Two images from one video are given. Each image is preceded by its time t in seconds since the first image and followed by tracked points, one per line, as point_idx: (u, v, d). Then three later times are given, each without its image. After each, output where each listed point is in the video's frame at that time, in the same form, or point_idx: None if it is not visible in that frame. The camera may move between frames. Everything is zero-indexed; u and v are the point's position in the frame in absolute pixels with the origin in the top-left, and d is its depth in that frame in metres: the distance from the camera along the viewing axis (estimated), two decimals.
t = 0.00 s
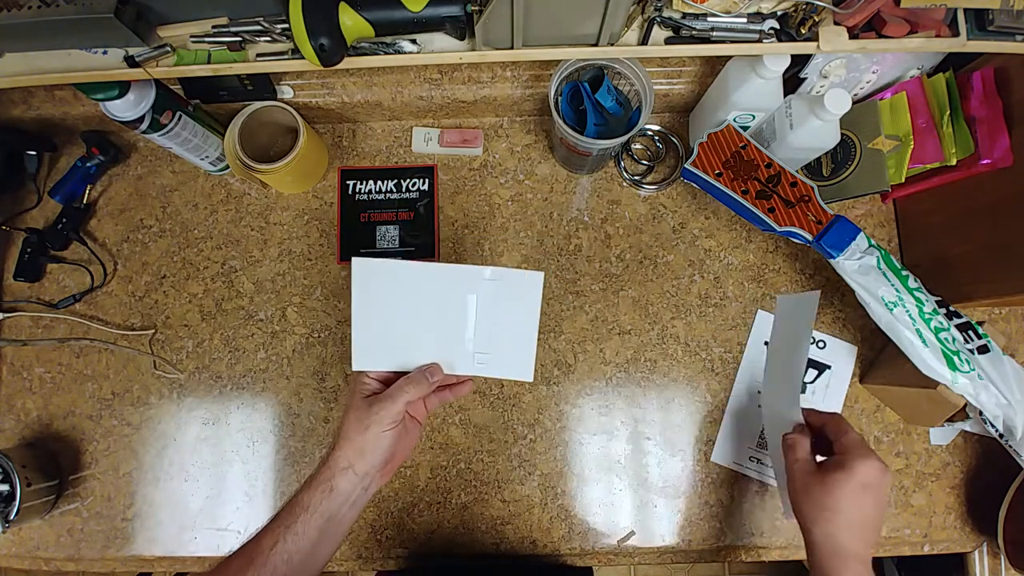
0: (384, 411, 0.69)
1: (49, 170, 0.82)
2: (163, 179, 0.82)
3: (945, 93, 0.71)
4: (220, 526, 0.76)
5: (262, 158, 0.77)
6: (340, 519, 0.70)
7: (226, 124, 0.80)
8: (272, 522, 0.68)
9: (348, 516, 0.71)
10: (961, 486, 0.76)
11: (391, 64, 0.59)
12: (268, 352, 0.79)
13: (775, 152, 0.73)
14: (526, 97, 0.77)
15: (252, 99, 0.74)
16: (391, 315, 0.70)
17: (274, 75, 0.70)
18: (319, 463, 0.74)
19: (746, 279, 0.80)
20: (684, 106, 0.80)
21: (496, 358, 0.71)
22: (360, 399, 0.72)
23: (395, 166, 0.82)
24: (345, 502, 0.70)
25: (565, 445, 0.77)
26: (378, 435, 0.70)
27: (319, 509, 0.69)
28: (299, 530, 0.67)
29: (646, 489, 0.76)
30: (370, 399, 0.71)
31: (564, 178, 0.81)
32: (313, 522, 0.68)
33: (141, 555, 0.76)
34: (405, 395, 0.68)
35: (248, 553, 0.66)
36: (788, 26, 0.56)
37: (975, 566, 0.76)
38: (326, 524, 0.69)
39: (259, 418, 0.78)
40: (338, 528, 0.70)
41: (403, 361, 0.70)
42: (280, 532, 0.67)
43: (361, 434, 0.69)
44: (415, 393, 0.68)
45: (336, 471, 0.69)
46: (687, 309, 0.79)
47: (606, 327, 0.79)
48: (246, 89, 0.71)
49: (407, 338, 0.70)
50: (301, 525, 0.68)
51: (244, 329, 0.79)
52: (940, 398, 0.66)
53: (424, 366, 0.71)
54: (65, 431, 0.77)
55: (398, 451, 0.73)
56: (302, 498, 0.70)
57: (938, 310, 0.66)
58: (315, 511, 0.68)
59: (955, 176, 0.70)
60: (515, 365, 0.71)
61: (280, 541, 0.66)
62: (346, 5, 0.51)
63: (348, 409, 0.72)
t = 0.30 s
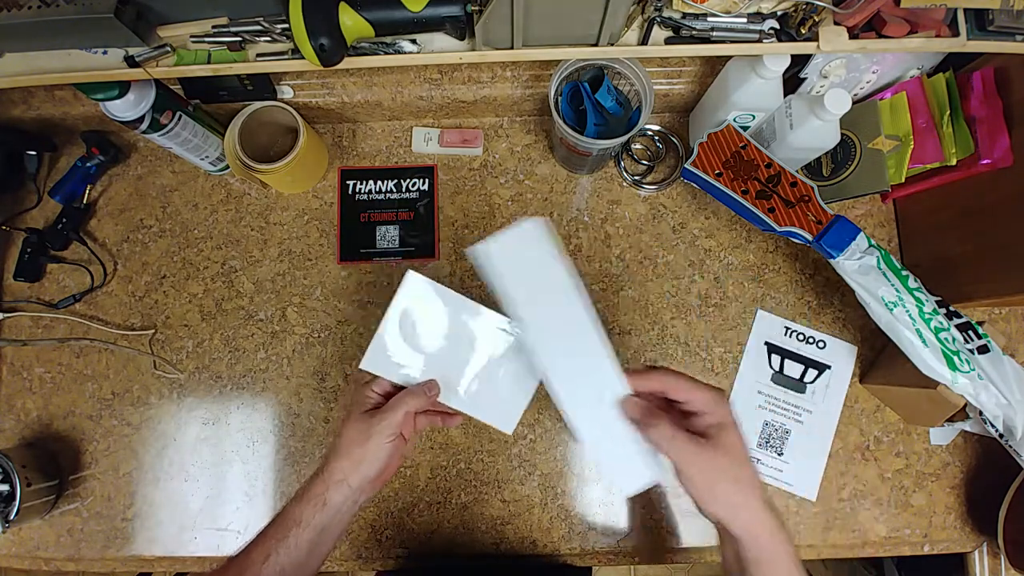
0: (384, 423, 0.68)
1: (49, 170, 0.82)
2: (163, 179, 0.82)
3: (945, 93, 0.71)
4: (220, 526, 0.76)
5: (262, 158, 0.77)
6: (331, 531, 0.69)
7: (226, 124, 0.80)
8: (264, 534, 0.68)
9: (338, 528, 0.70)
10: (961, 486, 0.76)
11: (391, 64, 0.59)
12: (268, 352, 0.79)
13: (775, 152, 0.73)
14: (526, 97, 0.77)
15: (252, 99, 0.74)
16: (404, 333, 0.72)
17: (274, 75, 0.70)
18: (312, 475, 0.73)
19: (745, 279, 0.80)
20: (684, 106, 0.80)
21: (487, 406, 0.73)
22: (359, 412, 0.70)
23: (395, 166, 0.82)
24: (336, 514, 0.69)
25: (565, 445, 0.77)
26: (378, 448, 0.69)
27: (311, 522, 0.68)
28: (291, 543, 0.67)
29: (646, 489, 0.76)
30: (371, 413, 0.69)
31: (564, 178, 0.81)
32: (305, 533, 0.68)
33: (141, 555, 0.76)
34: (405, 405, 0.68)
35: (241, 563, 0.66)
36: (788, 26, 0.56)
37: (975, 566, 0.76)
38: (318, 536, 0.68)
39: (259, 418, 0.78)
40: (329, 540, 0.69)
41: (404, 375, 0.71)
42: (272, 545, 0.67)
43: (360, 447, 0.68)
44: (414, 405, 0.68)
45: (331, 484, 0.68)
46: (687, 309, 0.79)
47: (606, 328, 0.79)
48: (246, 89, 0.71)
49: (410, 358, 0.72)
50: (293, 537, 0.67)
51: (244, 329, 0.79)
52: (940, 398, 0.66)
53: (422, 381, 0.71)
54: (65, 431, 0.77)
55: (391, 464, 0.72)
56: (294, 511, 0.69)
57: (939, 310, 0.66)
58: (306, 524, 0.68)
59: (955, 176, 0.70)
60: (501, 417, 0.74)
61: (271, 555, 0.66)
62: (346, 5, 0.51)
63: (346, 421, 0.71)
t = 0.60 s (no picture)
0: (388, 435, 0.67)
1: (49, 170, 0.82)
2: (163, 179, 0.82)
3: (945, 93, 0.71)
4: (220, 526, 0.76)
5: (262, 158, 0.77)
6: (333, 537, 0.70)
7: (226, 124, 0.80)
8: (265, 539, 0.69)
9: (341, 534, 0.70)
10: (961, 486, 0.76)
11: (391, 64, 0.59)
12: (268, 352, 0.79)
13: (775, 152, 0.73)
14: (526, 97, 0.77)
15: (251, 99, 0.74)
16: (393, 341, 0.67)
17: (274, 75, 0.70)
18: (316, 480, 0.73)
19: (745, 279, 0.80)
20: (684, 106, 0.80)
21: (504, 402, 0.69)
22: (365, 419, 0.70)
23: (395, 166, 0.82)
24: (338, 521, 0.69)
25: (565, 446, 0.76)
26: (382, 460, 0.69)
27: (313, 529, 0.68)
28: (293, 550, 0.67)
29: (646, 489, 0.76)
30: (376, 421, 0.69)
31: (564, 178, 0.81)
32: (306, 540, 0.68)
33: (141, 555, 0.76)
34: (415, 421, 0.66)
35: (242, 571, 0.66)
36: (788, 26, 0.56)
37: (975, 566, 0.76)
38: (320, 543, 0.69)
39: (259, 418, 0.78)
40: (333, 546, 0.70)
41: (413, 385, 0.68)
42: (273, 551, 0.68)
43: (364, 457, 0.68)
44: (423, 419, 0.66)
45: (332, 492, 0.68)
46: (687, 309, 0.79)
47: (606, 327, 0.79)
48: (246, 89, 0.71)
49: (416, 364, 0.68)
50: (295, 544, 0.68)
51: (244, 329, 0.79)
52: (940, 398, 0.66)
53: (429, 388, 0.68)
54: (65, 431, 0.77)
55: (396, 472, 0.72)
56: (295, 518, 0.70)
57: (939, 310, 0.66)
58: (308, 531, 0.68)
59: (955, 176, 0.70)
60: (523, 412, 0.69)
61: (272, 561, 0.67)
62: (346, 5, 0.51)
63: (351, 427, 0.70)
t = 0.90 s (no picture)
0: (380, 435, 0.68)
1: (49, 170, 0.82)
2: (163, 179, 0.82)
3: (946, 93, 0.71)
4: (220, 526, 0.76)
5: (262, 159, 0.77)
6: (331, 536, 0.70)
7: (226, 124, 0.80)
8: (263, 538, 0.69)
9: (340, 533, 0.71)
10: (961, 486, 0.76)
11: (391, 64, 0.59)
12: (268, 352, 0.79)
13: (775, 152, 0.73)
14: (526, 97, 0.77)
15: (251, 99, 0.74)
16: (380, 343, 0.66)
17: (274, 75, 0.70)
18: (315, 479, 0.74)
19: (746, 279, 0.80)
20: (684, 106, 0.80)
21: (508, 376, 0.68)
22: (359, 417, 0.71)
23: (395, 166, 0.82)
24: (336, 520, 0.70)
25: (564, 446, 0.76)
26: (377, 458, 0.69)
27: (310, 526, 0.69)
28: (291, 547, 0.68)
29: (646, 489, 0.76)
30: (370, 418, 0.70)
31: (564, 178, 0.81)
32: (304, 537, 0.69)
33: (140, 555, 0.76)
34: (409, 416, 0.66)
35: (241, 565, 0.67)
36: (788, 26, 0.56)
37: (975, 567, 0.76)
38: (318, 541, 0.69)
39: (259, 418, 0.78)
40: (331, 545, 0.70)
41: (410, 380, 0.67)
42: (272, 548, 0.68)
43: (359, 454, 0.68)
44: (419, 415, 0.66)
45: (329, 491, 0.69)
46: (687, 309, 0.79)
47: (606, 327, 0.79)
48: (246, 89, 0.71)
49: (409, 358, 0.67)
50: (293, 541, 0.68)
51: (244, 329, 0.79)
52: (940, 398, 0.66)
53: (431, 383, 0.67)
54: (65, 431, 0.77)
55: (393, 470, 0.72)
56: (294, 514, 0.70)
57: (939, 310, 0.66)
58: (306, 529, 0.69)
59: (955, 176, 0.70)
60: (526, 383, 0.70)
61: (270, 559, 0.67)
62: (346, 5, 0.51)
63: (346, 425, 0.71)
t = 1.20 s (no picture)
0: (386, 411, 0.69)
1: (49, 170, 0.82)
2: (163, 179, 0.82)
3: (946, 93, 0.71)
4: (220, 526, 0.76)
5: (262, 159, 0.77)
6: (347, 521, 0.72)
7: (226, 124, 0.80)
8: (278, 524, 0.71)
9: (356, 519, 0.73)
10: (961, 486, 0.76)
11: (391, 64, 0.59)
12: (268, 352, 0.79)
13: (775, 152, 0.73)
14: (526, 97, 0.77)
15: (252, 100, 0.74)
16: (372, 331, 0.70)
17: (274, 75, 0.70)
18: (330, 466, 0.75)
19: (745, 279, 0.80)
20: (684, 106, 0.80)
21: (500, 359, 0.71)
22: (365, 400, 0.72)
23: (395, 166, 0.82)
24: (351, 506, 0.71)
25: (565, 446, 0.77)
26: (386, 439, 0.71)
27: (325, 511, 0.71)
28: (305, 532, 0.70)
29: (645, 489, 0.76)
30: (376, 400, 0.71)
31: (564, 178, 0.81)
32: (319, 523, 0.70)
33: (140, 555, 0.76)
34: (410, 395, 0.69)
35: (253, 553, 0.68)
36: (788, 26, 0.56)
37: (975, 567, 0.76)
38: (332, 527, 0.71)
39: (259, 418, 0.78)
40: (347, 530, 0.72)
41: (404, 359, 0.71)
42: (286, 533, 0.70)
43: (368, 437, 0.70)
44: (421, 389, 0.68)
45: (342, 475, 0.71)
46: (687, 309, 0.79)
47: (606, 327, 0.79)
48: (246, 89, 0.71)
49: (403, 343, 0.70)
50: (308, 526, 0.70)
51: (244, 329, 0.79)
52: (940, 399, 0.66)
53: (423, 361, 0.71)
54: (65, 431, 0.77)
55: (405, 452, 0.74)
56: (310, 500, 0.72)
57: (939, 310, 0.66)
58: (321, 515, 0.70)
59: (955, 176, 0.70)
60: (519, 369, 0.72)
61: (285, 543, 0.69)
62: (346, 5, 0.51)
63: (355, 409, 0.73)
